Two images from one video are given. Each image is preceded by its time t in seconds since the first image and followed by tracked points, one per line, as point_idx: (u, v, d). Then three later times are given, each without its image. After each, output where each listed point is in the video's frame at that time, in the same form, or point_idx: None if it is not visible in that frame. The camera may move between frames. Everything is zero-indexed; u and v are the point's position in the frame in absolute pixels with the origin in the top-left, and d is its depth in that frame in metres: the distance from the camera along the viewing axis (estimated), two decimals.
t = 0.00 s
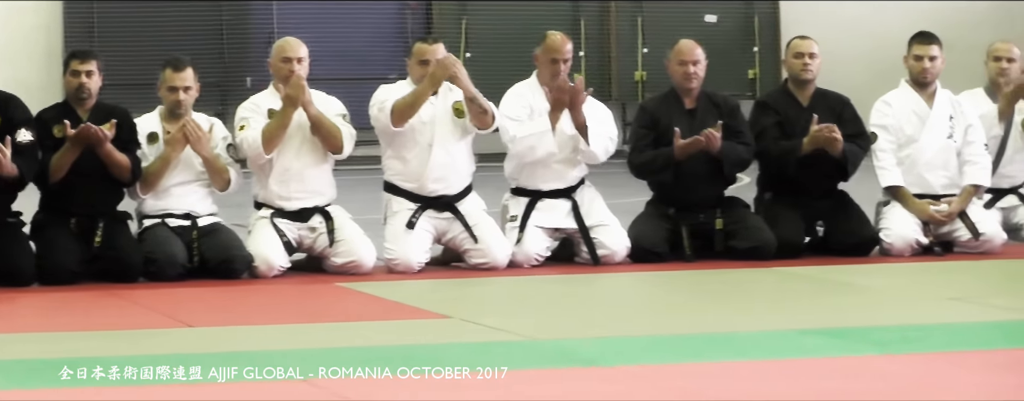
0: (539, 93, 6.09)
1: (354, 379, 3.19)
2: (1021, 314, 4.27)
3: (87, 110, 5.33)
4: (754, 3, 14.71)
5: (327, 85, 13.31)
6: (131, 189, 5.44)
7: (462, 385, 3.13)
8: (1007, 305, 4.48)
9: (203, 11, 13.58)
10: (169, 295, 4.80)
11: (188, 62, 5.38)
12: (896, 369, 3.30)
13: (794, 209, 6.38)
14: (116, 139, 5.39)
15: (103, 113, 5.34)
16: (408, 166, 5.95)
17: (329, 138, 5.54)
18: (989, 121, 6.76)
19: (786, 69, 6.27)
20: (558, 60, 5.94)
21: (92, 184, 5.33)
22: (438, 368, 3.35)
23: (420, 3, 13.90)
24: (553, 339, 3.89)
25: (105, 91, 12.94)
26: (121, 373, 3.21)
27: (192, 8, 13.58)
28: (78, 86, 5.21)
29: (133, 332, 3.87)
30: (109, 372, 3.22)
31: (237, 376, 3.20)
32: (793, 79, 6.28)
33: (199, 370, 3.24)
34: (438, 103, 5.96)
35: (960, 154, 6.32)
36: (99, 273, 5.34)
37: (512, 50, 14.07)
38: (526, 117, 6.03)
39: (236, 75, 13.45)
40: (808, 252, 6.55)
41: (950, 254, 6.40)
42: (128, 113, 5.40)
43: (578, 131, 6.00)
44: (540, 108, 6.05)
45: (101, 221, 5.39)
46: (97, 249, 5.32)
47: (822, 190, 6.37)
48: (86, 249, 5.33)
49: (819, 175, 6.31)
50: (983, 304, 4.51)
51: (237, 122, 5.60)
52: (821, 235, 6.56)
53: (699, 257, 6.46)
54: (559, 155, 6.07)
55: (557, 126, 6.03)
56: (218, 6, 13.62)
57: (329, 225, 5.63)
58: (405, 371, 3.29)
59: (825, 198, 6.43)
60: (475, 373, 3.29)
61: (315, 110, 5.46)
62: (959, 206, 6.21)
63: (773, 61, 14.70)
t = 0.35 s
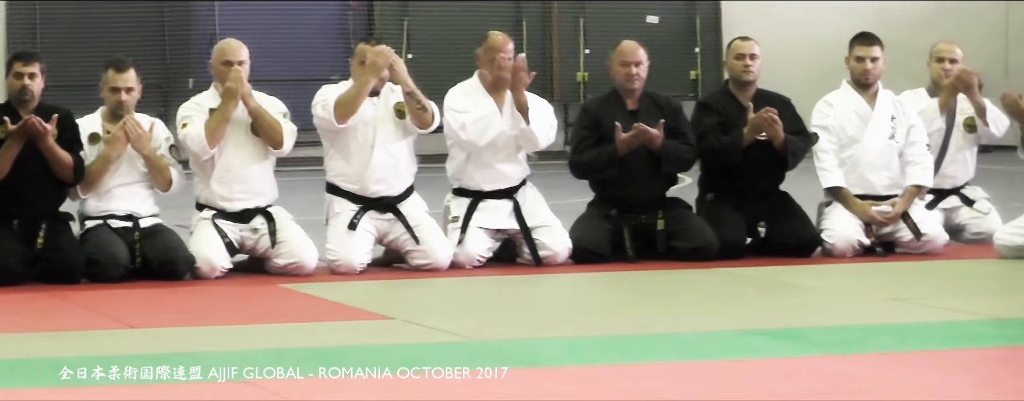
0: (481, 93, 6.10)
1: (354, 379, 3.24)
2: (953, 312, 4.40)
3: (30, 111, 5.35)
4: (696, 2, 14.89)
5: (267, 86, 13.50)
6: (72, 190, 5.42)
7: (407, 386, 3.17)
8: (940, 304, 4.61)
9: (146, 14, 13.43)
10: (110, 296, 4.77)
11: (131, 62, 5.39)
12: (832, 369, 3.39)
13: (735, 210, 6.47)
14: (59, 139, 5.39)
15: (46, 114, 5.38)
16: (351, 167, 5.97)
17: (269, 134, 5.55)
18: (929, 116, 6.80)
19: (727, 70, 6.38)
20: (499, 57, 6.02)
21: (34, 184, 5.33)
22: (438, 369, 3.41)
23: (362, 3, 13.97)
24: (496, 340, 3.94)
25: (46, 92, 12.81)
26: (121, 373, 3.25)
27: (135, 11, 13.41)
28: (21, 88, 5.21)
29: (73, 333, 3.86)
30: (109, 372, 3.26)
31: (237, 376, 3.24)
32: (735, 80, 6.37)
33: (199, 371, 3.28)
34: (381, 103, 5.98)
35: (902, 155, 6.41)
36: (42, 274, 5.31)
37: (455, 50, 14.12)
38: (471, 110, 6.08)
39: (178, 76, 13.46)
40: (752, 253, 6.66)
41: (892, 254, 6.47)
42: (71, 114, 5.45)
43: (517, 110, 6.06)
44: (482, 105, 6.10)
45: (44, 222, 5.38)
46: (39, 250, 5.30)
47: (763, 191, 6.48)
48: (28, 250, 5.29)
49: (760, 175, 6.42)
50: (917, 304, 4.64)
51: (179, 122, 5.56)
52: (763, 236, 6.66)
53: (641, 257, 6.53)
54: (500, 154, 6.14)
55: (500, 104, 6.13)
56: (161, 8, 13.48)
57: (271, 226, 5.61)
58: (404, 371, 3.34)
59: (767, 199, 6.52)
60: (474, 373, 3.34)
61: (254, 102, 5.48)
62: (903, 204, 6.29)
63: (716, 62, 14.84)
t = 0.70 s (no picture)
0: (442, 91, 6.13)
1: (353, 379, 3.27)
2: (911, 311, 4.48)
3: None
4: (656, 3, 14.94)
5: (229, 87, 13.56)
6: (34, 191, 5.39)
7: (373, 387, 3.19)
8: (898, 303, 4.69)
9: (106, 16, 13.33)
10: (70, 296, 4.75)
11: (92, 62, 5.36)
12: (792, 368, 3.45)
13: (696, 209, 6.53)
14: (22, 140, 5.36)
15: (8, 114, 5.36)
16: (312, 167, 5.97)
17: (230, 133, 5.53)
18: (889, 112, 6.82)
19: (689, 69, 6.42)
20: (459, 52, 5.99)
21: None
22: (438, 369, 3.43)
23: (324, 3, 13.93)
24: (458, 340, 3.97)
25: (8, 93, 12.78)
26: (121, 372, 3.26)
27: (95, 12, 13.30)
28: None
29: (33, 332, 3.84)
30: (108, 371, 3.27)
31: (237, 376, 3.26)
32: (696, 79, 6.44)
33: (199, 371, 3.30)
34: (342, 103, 5.98)
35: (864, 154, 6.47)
36: (4, 274, 5.27)
37: (416, 49, 14.14)
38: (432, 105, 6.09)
39: (139, 76, 13.44)
40: (713, 252, 6.73)
41: (853, 254, 6.54)
42: (33, 115, 5.42)
43: (476, 101, 6.10)
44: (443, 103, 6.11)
45: (6, 222, 5.34)
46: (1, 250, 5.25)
47: (723, 190, 6.56)
48: None
49: (720, 172, 6.51)
50: (876, 303, 4.72)
51: (141, 121, 5.54)
52: (724, 235, 6.73)
53: (602, 257, 6.59)
54: (460, 153, 6.17)
55: (460, 97, 6.11)
56: (122, 7, 13.37)
57: (233, 226, 5.60)
58: (404, 371, 3.37)
59: (726, 199, 6.61)
60: (474, 373, 3.36)
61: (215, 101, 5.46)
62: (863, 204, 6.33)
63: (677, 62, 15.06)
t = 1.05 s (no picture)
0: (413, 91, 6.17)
1: (354, 379, 3.28)
2: (879, 309, 4.54)
3: None
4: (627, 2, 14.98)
5: (198, 86, 13.53)
6: (3, 191, 5.36)
7: (344, 386, 3.20)
8: (866, 302, 4.75)
9: (76, 15, 13.25)
10: (39, 295, 4.73)
11: (61, 61, 5.33)
12: (760, 366, 3.49)
13: (666, 208, 6.58)
14: None
15: None
16: (281, 166, 5.97)
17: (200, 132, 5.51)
18: (856, 108, 6.88)
19: (658, 68, 6.45)
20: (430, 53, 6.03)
21: None
22: (434, 368, 3.44)
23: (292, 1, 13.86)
24: (427, 338, 3.98)
25: None
26: (121, 373, 3.26)
27: (65, 10, 13.19)
28: None
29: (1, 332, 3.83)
30: (108, 372, 3.27)
31: (237, 376, 3.28)
32: (665, 78, 6.48)
33: (200, 371, 3.31)
34: (312, 102, 5.98)
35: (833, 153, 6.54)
36: None
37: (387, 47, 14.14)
38: (402, 104, 6.10)
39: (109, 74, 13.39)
40: (684, 251, 6.77)
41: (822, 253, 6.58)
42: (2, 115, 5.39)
43: (445, 102, 6.12)
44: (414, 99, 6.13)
45: None
46: None
47: (693, 189, 6.61)
48: None
49: (689, 170, 6.56)
50: (844, 301, 4.78)
51: (111, 120, 5.52)
52: (695, 234, 6.77)
53: (573, 256, 6.62)
54: (430, 153, 6.18)
55: (429, 99, 6.13)
56: (92, 6, 13.28)
57: (203, 225, 5.59)
58: (403, 370, 3.38)
59: (696, 197, 6.65)
60: (474, 373, 3.37)
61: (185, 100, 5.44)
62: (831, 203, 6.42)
63: (648, 60, 14.96)
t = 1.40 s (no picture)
0: (380, 92, 6.20)
1: (355, 379, 3.31)
2: (844, 309, 4.60)
3: None
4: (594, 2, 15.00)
5: (167, 86, 13.47)
6: None
7: (318, 386, 3.21)
8: (831, 302, 4.81)
9: (43, 15, 13.16)
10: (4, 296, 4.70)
11: (29, 61, 5.31)
12: (729, 366, 3.54)
13: (634, 208, 6.63)
14: None
15: None
16: (249, 166, 5.96)
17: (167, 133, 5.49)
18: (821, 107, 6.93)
19: (625, 68, 6.50)
20: (398, 55, 6.05)
21: None
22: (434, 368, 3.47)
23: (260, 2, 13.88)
24: (396, 339, 4.00)
25: None
26: (121, 373, 3.28)
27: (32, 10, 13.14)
28: None
29: None
30: (108, 372, 3.29)
31: (237, 376, 3.31)
32: (632, 78, 6.53)
33: (200, 371, 3.34)
34: (280, 102, 5.97)
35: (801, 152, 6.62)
36: None
37: (354, 46, 14.13)
38: (370, 107, 6.15)
39: (77, 75, 13.34)
40: (650, 250, 6.83)
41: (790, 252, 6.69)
42: None
43: (414, 107, 6.14)
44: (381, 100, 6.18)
45: None
46: None
47: (660, 189, 6.67)
48: None
49: (656, 171, 6.61)
50: (810, 301, 4.84)
51: (79, 120, 5.50)
52: (661, 234, 6.84)
53: (540, 255, 6.66)
54: (398, 155, 6.20)
55: (397, 104, 6.16)
56: (60, 6, 13.21)
57: (171, 225, 5.57)
58: (403, 371, 3.41)
59: (662, 198, 6.73)
60: (474, 373, 3.40)
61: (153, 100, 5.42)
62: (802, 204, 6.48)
63: (615, 60, 15.00)
